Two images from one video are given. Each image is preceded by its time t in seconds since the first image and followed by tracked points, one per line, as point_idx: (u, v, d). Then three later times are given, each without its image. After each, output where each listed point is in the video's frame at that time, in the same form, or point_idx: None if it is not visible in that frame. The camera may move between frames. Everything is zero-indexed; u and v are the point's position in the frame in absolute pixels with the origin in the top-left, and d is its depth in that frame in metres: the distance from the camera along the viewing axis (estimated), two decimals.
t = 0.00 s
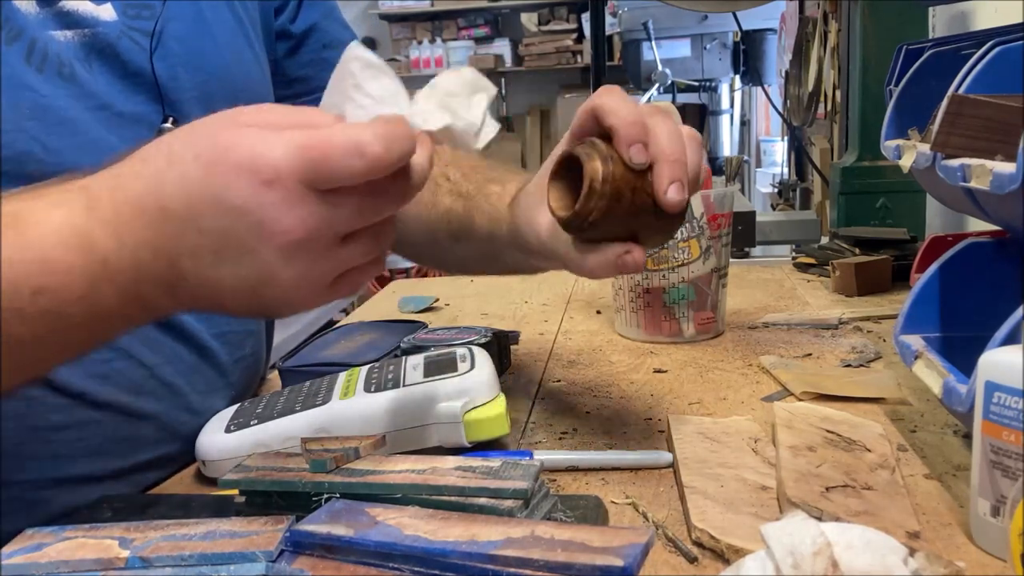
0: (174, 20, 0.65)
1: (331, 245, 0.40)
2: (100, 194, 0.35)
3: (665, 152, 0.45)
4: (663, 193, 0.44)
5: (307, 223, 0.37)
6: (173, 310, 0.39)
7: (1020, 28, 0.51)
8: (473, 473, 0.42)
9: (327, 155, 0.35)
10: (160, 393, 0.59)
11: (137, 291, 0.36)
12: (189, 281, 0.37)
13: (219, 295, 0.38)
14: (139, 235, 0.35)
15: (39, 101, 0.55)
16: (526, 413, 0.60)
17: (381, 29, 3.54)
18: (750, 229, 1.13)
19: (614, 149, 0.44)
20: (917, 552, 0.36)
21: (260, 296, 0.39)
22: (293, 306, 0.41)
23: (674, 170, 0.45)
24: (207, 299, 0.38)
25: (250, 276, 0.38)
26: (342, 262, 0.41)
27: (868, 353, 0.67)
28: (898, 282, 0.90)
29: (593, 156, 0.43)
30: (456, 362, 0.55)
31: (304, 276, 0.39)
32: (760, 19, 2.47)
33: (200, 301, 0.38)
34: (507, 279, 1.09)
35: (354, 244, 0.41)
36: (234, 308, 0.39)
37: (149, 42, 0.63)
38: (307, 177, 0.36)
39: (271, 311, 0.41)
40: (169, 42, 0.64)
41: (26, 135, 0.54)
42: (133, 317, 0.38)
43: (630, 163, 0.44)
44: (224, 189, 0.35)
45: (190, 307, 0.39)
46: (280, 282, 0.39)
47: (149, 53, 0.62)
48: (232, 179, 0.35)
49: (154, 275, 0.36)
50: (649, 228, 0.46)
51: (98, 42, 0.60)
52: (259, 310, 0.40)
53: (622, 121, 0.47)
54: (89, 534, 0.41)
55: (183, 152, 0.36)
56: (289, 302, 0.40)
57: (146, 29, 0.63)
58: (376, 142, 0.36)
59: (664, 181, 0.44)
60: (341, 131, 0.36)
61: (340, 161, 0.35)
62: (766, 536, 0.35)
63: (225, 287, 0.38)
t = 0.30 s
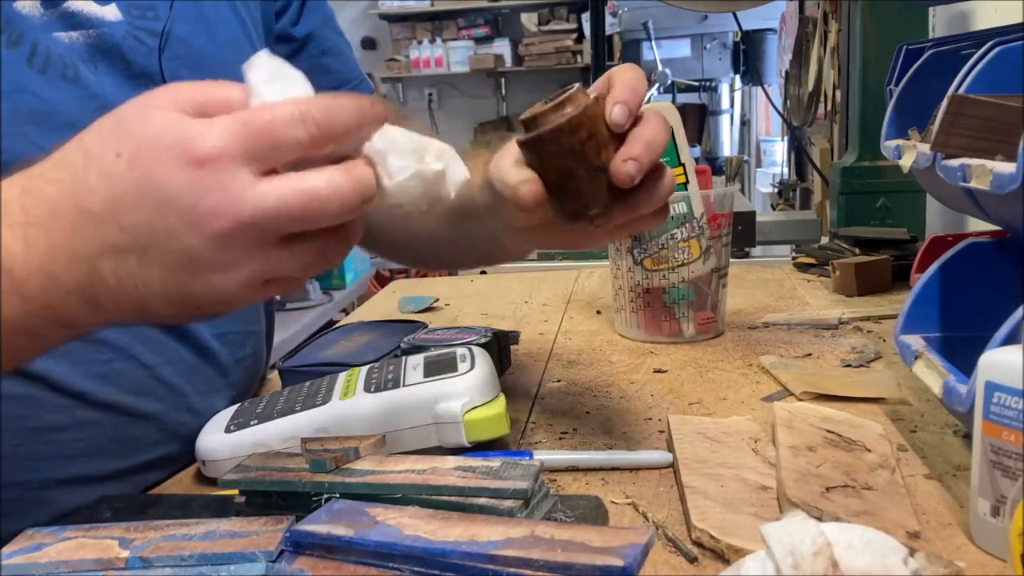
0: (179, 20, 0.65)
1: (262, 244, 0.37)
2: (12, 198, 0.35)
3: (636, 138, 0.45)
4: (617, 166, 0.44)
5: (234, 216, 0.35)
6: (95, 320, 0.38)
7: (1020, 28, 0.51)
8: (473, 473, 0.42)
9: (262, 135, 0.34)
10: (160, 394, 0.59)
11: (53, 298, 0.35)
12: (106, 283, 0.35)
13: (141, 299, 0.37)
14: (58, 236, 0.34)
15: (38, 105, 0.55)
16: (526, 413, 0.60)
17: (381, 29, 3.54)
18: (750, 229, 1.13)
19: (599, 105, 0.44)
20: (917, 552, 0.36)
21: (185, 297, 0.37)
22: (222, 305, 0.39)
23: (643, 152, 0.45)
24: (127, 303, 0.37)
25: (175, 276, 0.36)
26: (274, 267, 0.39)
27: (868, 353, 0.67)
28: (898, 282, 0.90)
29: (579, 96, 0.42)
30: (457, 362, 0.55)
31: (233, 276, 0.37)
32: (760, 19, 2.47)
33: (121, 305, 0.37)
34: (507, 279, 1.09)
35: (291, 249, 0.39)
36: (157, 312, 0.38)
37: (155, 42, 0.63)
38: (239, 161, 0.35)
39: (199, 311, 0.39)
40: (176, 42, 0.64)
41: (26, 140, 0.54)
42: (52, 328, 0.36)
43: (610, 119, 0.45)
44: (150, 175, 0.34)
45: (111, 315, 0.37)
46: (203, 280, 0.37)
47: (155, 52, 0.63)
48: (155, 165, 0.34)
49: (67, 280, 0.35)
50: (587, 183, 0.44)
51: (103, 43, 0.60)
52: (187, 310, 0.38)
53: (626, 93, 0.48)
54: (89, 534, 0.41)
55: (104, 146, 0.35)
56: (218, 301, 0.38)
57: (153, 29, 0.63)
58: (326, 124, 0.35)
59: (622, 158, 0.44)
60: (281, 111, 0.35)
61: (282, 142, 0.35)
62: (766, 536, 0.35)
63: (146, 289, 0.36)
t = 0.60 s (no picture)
0: (176, 20, 0.65)
1: (252, 232, 0.37)
2: None
3: (595, 147, 0.47)
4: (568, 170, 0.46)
5: (229, 198, 0.35)
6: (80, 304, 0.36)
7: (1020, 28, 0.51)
8: (473, 473, 0.42)
9: (256, 136, 0.35)
10: (160, 393, 0.59)
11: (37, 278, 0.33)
12: (93, 261, 0.34)
13: (127, 281, 0.35)
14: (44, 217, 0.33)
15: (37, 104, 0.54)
16: (526, 414, 0.60)
17: (381, 29, 3.55)
18: (750, 229, 1.13)
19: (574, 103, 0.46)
20: (917, 552, 0.36)
21: (173, 284, 0.37)
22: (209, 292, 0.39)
23: (593, 162, 0.46)
24: (114, 285, 0.35)
25: (163, 262, 0.35)
26: (264, 256, 0.39)
27: (868, 354, 0.67)
28: (898, 282, 0.90)
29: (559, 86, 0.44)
30: (456, 362, 0.55)
31: (220, 263, 0.37)
32: (760, 19, 2.47)
33: (108, 288, 0.35)
34: (507, 279, 1.09)
35: (279, 238, 0.39)
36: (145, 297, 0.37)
37: (153, 41, 0.64)
38: (235, 153, 0.35)
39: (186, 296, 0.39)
40: (175, 42, 0.65)
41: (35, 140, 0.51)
42: (35, 314, 0.35)
43: (576, 119, 0.46)
44: (148, 156, 0.34)
45: (97, 298, 0.36)
46: (193, 267, 0.36)
47: (153, 53, 0.64)
48: (156, 149, 0.34)
49: (56, 256, 0.33)
50: (529, 180, 0.45)
51: (101, 42, 0.61)
52: (175, 296, 0.38)
53: (604, 94, 0.49)
54: (88, 534, 0.41)
55: (107, 126, 0.35)
56: (206, 287, 0.38)
57: (151, 28, 0.64)
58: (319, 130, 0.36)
59: (576, 164, 0.46)
60: (284, 114, 0.35)
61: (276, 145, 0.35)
62: (766, 535, 0.35)
63: (135, 271, 0.35)
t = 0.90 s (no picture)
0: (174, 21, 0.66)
1: (215, 47, 0.32)
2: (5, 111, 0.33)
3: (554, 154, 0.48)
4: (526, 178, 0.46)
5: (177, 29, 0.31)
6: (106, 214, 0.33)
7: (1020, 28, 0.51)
8: (473, 473, 0.42)
9: None
10: (160, 393, 0.59)
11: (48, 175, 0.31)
12: (92, 144, 0.31)
13: (135, 164, 0.32)
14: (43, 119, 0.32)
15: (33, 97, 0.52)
16: (526, 413, 0.60)
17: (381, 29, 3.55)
18: (750, 229, 1.13)
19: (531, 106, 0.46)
20: (917, 552, 0.36)
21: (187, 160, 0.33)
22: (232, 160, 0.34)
23: (550, 172, 0.47)
24: (123, 165, 0.32)
25: (169, 113, 0.31)
26: (245, 83, 0.32)
27: (868, 354, 0.67)
28: (898, 282, 0.90)
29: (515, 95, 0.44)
30: (456, 362, 0.55)
31: (196, 96, 0.31)
32: (760, 19, 2.47)
33: (121, 180, 0.32)
34: (507, 279, 1.09)
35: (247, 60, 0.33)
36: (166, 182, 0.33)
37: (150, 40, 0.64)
38: None
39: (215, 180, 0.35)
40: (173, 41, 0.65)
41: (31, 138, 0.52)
42: (61, 225, 0.32)
43: (534, 130, 0.46)
44: (103, 31, 0.31)
45: (118, 200, 0.33)
46: (183, 109, 0.31)
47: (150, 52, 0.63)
48: (106, 22, 0.32)
49: (58, 149, 0.31)
50: (489, 188, 0.47)
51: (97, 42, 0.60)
52: (201, 177, 0.34)
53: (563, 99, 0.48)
54: (88, 534, 0.41)
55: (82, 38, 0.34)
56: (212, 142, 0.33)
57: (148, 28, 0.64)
58: None
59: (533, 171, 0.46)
60: None
61: None
62: (766, 535, 0.35)
63: (137, 139, 0.31)
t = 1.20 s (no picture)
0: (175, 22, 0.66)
1: None
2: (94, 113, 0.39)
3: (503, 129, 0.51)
4: (482, 161, 0.50)
5: None
6: (141, 158, 0.35)
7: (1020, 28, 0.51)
8: (473, 473, 0.42)
9: None
10: (161, 393, 0.59)
11: (93, 129, 0.36)
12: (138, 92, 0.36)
13: (167, 95, 0.35)
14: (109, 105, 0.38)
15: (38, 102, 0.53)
16: (526, 413, 0.60)
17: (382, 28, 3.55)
18: (750, 229, 1.13)
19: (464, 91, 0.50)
20: (916, 552, 0.36)
21: (213, 89, 0.35)
22: (251, 84, 0.35)
23: (502, 147, 0.50)
24: (153, 101, 0.35)
25: (192, 45, 0.35)
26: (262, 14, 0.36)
27: (868, 354, 0.67)
28: (898, 282, 0.90)
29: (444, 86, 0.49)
30: (456, 362, 0.55)
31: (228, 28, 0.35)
32: (760, 19, 2.47)
33: (155, 116, 0.35)
34: (507, 279, 1.09)
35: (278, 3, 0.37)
36: (193, 113, 0.35)
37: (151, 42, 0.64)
38: None
39: (245, 120, 0.36)
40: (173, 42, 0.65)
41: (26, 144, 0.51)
42: (98, 166, 0.35)
43: (473, 112, 0.49)
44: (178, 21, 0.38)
45: (152, 139, 0.35)
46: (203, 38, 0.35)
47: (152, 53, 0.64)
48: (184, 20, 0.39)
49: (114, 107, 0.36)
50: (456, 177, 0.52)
51: (99, 44, 0.60)
52: (224, 106, 0.35)
53: (492, 70, 0.51)
54: (89, 534, 0.41)
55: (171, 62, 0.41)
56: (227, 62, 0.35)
57: (149, 29, 0.64)
58: None
59: (488, 151, 0.50)
60: None
61: None
62: (766, 536, 0.35)
63: (175, 71, 0.35)
